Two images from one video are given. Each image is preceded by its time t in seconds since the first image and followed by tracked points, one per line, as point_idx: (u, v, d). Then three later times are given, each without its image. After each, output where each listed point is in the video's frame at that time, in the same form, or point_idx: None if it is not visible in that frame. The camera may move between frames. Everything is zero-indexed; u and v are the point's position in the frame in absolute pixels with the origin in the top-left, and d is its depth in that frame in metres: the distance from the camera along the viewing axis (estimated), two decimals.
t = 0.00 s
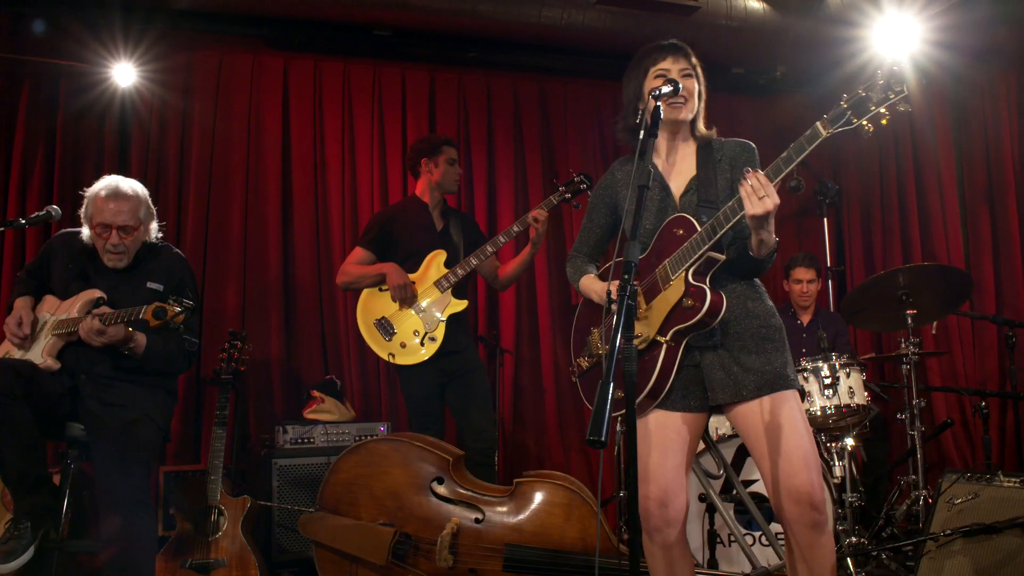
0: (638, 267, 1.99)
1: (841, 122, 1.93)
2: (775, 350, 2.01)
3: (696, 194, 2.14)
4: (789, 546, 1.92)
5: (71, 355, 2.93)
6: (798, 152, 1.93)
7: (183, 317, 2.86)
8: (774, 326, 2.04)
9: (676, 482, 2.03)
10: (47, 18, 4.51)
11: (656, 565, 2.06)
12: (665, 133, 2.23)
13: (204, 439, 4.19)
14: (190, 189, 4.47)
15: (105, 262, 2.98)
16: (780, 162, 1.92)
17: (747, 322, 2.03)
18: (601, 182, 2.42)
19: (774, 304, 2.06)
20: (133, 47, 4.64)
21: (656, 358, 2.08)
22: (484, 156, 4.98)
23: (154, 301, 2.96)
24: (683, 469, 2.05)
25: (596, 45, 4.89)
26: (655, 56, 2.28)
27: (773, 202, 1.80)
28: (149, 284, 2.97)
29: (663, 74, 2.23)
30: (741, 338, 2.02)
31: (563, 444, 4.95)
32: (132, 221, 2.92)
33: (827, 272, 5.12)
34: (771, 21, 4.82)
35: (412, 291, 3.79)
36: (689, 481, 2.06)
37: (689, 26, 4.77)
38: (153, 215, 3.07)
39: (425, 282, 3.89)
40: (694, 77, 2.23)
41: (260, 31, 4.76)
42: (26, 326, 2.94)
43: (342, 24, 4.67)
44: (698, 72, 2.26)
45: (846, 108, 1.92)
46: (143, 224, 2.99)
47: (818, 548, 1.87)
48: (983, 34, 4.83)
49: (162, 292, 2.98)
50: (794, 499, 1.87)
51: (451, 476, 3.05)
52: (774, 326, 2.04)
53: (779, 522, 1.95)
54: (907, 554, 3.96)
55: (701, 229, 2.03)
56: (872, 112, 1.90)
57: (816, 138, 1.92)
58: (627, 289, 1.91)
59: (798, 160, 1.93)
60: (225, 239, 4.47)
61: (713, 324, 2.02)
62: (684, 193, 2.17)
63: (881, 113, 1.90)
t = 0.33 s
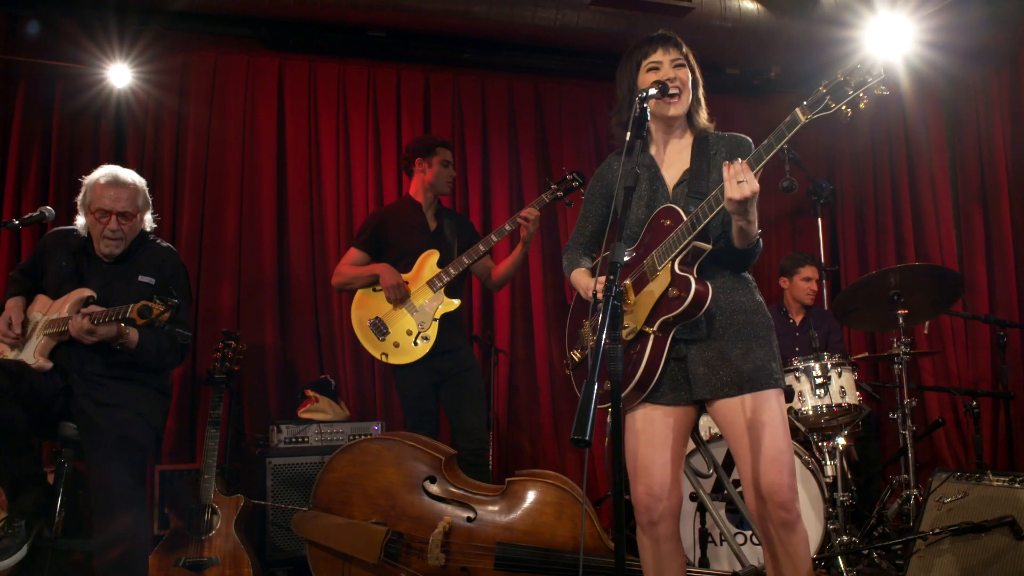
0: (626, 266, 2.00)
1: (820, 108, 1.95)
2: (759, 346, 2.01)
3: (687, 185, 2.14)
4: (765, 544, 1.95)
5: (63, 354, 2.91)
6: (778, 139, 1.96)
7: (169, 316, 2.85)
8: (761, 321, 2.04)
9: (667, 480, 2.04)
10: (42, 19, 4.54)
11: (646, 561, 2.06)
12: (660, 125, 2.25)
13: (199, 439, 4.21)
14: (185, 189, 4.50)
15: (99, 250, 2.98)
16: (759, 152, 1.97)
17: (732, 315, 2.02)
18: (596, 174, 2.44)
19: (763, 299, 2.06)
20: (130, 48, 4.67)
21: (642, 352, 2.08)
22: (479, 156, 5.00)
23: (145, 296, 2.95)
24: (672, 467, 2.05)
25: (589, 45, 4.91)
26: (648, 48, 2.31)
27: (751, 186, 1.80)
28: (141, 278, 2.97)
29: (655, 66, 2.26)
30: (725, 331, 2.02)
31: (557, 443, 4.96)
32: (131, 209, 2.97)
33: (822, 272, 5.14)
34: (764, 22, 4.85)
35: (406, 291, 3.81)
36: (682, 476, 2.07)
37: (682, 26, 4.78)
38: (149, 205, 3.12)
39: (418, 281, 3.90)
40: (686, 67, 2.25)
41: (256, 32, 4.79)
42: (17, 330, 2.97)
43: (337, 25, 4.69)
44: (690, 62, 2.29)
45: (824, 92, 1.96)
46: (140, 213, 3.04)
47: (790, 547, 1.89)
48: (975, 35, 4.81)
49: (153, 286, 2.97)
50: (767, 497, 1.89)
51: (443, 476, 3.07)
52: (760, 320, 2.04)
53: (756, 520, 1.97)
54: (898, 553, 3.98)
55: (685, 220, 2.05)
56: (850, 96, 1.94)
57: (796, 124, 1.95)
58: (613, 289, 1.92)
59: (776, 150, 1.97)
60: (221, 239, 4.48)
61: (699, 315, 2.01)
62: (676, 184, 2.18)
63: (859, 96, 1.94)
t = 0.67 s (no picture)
0: (613, 269, 2.01)
1: (801, 115, 2.01)
2: (752, 345, 2.02)
3: (669, 193, 2.16)
4: (763, 543, 1.94)
5: (57, 354, 2.95)
6: (762, 146, 1.98)
7: (166, 315, 2.90)
8: (754, 321, 2.05)
9: (656, 480, 2.05)
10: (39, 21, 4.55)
11: (636, 561, 2.07)
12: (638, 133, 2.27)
13: (195, 438, 4.22)
14: (182, 189, 4.51)
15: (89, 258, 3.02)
16: (745, 157, 1.98)
17: (721, 318, 2.04)
18: (578, 184, 2.46)
19: (754, 299, 2.09)
20: (126, 50, 4.69)
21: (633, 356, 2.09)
22: (475, 157, 5.02)
23: (138, 299, 2.99)
24: (662, 468, 2.06)
25: (584, 45, 4.92)
26: (618, 58, 2.33)
27: (737, 194, 1.82)
28: (134, 284, 3.00)
29: (628, 73, 2.27)
30: (715, 334, 2.03)
31: (553, 442, 4.98)
32: (117, 220, 2.97)
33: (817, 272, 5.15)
34: (759, 22, 4.86)
35: (400, 292, 3.83)
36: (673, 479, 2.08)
37: (678, 27, 4.79)
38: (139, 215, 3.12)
39: (413, 282, 3.92)
40: (660, 73, 2.27)
41: (251, 33, 4.80)
42: (12, 326, 2.98)
43: (332, 26, 4.69)
44: (663, 67, 2.30)
45: (806, 100, 2.01)
46: (128, 224, 3.04)
47: (789, 544, 1.89)
48: (971, 35, 4.81)
49: (147, 290, 3.01)
50: (767, 497, 1.89)
51: (437, 475, 3.08)
52: (752, 319, 2.05)
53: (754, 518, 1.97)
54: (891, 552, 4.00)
55: (673, 227, 2.06)
56: (831, 102, 2.00)
57: (779, 131, 1.99)
58: (602, 289, 1.93)
59: (762, 155, 1.98)
60: (217, 239, 4.50)
61: (687, 320, 2.03)
62: (659, 191, 2.19)
63: (838, 102, 2.01)
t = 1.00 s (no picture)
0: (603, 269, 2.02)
1: (787, 111, 2.04)
2: (745, 348, 2.02)
3: (667, 195, 2.17)
4: (753, 543, 1.95)
5: (51, 355, 2.95)
6: (750, 141, 2.00)
7: (154, 315, 2.88)
8: (747, 324, 2.06)
9: (646, 480, 2.05)
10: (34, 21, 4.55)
11: (626, 562, 2.08)
12: (646, 132, 2.27)
13: (190, 438, 4.23)
14: (178, 189, 4.52)
15: (85, 250, 3.01)
16: (734, 152, 2.00)
17: (714, 319, 2.05)
18: (583, 183, 2.47)
19: (747, 303, 2.09)
20: (122, 50, 4.69)
21: (621, 357, 2.11)
22: (471, 157, 5.03)
23: (130, 297, 3.00)
24: (651, 469, 2.06)
25: (580, 45, 4.93)
26: (630, 58, 2.34)
27: (725, 192, 1.83)
28: (126, 280, 3.01)
29: (640, 74, 2.28)
30: (707, 333, 2.05)
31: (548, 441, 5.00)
32: (116, 210, 3.00)
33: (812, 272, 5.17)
34: (755, 22, 4.86)
35: (393, 291, 3.84)
36: (660, 479, 2.09)
37: (673, 27, 4.80)
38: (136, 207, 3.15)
39: (408, 283, 3.93)
40: (670, 74, 2.27)
41: (247, 33, 4.79)
42: (7, 326, 2.98)
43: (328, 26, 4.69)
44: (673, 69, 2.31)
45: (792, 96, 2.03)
46: (125, 215, 3.06)
47: (779, 543, 1.90)
48: (965, 34, 4.82)
49: (138, 288, 3.02)
50: (758, 498, 1.90)
51: (432, 474, 3.10)
52: (744, 322, 2.06)
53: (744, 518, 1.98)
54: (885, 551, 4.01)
55: (664, 224, 2.08)
56: (816, 98, 2.02)
57: (766, 127, 2.01)
58: (591, 289, 1.93)
59: (754, 147, 1.99)
60: (213, 239, 4.51)
61: (676, 319, 2.06)
62: (660, 192, 2.20)
63: (824, 99, 2.03)
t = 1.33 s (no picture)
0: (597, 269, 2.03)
1: (785, 105, 2.08)
2: (744, 341, 2.02)
3: (660, 190, 2.18)
4: (752, 541, 1.96)
5: (48, 354, 2.96)
6: (750, 134, 2.04)
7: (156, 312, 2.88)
8: (745, 317, 2.05)
9: (644, 479, 2.06)
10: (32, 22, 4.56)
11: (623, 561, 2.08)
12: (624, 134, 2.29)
13: (188, 437, 4.24)
14: (175, 190, 4.52)
15: (79, 252, 3.00)
16: (734, 145, 2.03)
17: (712, 314, 2.05)
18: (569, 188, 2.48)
19: (745, 295, 2.09)
20: (120, 51, 4.69)
21: (625, 354, 2.11)
22: (469, 158, 5.03)
23: (126, 297, 3.00)
24: (652, 467, 2.07)
25: (578, 46, 4.94)
26: (598, 64, 2.37)
27: (727, 185, 1.85)
28: (124, 282, 3.02)
29: (611, 77, 2.31)
30: (707, 327, 2.05)
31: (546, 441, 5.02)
32: (111, 211, 3.01)
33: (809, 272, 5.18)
34: (752, 23, 4.87)
35: (389, 292, 3.85)
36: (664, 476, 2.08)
37: (672, 28, 4.81)
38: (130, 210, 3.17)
39: (402, 284, 3.94)
40: (639, 73, 2.30)
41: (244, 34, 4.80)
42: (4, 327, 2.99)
43: (325, 26, 4.70)
44: (642, 69, 2.33)
45: (789, 90, 2.08)
46: (119, 216, 3.06)
47: (777, 541, 1.90)
48: (963, 34, 4.82)
49: (135, 288, 3.02)
50: (756, 494, 1.90)
51: (429, 474, 3.10)
52: (742, 316, 2.05)
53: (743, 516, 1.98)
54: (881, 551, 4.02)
55: (664, 220, 2.08)
56: (813, 90, 2.07)
57: (765, 120, 2.05)
58: (585, 290, 1.94)
59: (750, 142, 2.03)
60: (211, 240, 4.51)
61: (678, 314, 2.06)
62: (650, 188, 2.22)
63: (821, 92, 2.08)
